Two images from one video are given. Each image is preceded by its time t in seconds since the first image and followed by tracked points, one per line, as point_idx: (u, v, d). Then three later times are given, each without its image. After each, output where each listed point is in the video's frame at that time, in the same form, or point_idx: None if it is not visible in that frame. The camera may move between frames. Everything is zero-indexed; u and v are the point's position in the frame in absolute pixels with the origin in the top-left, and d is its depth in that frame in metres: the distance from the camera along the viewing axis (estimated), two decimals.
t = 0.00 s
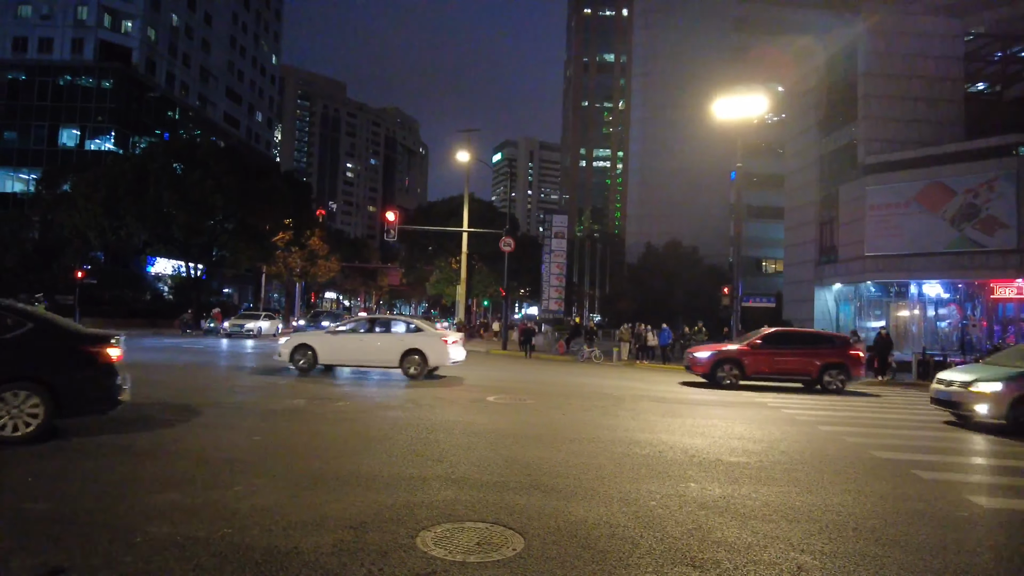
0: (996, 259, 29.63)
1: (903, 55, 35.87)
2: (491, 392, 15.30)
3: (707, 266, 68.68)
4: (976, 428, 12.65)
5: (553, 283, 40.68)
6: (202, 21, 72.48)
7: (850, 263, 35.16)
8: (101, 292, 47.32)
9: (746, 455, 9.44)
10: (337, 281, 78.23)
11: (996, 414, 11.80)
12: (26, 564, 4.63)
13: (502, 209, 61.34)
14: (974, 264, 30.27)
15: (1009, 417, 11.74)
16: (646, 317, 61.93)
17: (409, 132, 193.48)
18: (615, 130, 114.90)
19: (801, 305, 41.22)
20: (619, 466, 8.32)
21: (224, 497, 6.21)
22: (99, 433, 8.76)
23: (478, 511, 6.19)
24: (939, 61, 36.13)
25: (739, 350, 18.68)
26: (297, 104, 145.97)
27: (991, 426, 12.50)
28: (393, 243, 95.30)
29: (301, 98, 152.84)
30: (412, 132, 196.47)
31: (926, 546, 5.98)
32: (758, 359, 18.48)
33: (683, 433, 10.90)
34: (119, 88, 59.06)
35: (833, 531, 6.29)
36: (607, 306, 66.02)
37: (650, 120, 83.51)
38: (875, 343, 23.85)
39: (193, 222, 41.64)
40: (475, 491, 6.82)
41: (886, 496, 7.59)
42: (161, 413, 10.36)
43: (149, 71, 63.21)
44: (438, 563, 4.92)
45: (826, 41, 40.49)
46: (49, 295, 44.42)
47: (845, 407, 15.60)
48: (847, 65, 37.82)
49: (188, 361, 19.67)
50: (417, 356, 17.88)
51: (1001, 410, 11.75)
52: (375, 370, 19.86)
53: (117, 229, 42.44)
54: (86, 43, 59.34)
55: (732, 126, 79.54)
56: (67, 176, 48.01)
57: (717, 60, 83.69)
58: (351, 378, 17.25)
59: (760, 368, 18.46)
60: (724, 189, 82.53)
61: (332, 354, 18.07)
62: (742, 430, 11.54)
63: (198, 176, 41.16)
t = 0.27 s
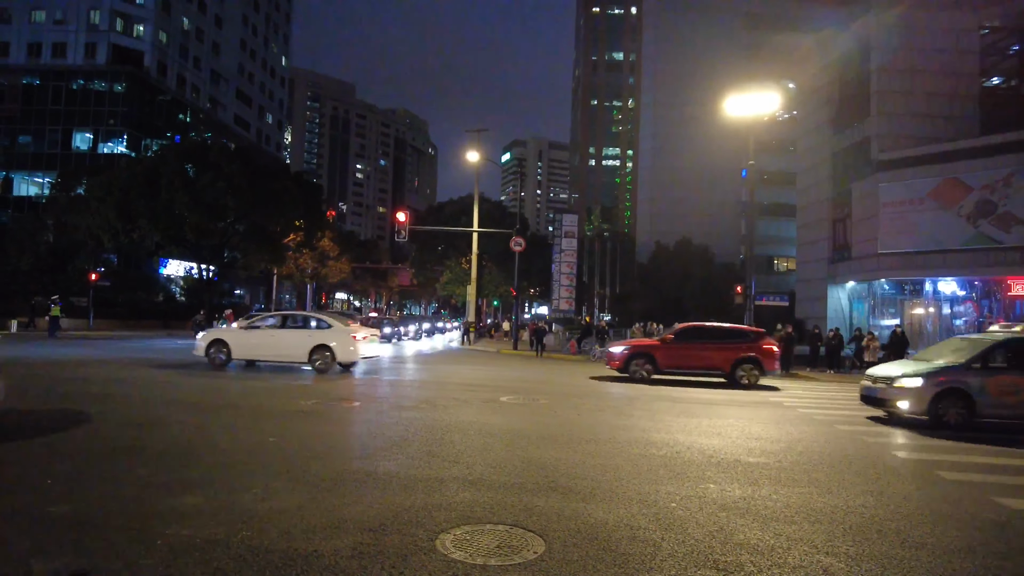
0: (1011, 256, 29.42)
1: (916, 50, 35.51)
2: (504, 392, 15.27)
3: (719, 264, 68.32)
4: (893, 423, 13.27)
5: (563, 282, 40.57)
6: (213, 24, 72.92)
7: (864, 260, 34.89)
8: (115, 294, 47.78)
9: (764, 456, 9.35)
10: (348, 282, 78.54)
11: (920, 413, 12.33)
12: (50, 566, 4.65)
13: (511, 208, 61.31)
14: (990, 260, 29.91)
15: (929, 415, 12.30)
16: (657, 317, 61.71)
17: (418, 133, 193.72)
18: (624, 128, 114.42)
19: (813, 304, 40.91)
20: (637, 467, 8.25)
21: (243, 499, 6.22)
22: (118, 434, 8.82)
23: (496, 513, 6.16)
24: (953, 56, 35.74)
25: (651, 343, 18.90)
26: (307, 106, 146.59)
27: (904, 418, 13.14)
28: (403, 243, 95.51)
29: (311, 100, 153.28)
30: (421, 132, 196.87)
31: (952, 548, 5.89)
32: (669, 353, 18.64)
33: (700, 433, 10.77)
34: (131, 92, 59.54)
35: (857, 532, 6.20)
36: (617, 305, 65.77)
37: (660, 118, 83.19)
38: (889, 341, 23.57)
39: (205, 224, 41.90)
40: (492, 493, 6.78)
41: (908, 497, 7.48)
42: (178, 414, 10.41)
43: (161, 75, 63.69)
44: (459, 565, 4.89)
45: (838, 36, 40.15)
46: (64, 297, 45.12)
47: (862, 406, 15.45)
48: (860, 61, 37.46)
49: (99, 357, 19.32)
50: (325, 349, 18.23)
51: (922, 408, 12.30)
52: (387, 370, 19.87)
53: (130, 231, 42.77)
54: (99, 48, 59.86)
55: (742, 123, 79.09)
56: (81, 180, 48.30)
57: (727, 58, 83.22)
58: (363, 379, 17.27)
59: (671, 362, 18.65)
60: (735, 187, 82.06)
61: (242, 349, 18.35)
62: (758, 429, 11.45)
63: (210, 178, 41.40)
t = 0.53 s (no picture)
0: (1018, 254, 29.11)
1: (921, 48, 35.36)
2: (511, 393, 15.18)
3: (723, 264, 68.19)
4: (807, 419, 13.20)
5: (566, 283, 40.48)
6: (215, 25, 73.00)
7: (868, 259, 34.84)
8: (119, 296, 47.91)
9: (774, 456, 9.28)
10: (351, 282, 78.61)
11: (833, 408, 12.24)
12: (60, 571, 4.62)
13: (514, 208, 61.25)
14: (997, 259, 29.72)
15: (842, 410, 12.22)
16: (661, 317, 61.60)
17: (420, 133, 193.81)
18: (627, 128, 114.32)
19: (818, 303, 40.78)
20: (647, 468, 8.19)
21: (252, 502, 6.18)
22: (125, 437, 8.80)
23: (508, 515, 6.11)
24: (958, 54, 35.57)
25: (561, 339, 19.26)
26: (309, 107, 146.74)
27: (817, 413, 13.07)
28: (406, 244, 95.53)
29: (313, 100, 153.40)
30: (423, 133, 197.00)
31: (970, 551, 5.81)
32: (575, 349, 19.04)
33: (709, 434, 10.69)
34: (134, 93, 59.62)
35: (872, 535, 6.13)
36: (621, 305, 65.68)
37: (662, 118, 83.14)
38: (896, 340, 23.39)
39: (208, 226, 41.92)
40: (503, 495, 6.73)
41: (922, 498, 7.41)
42: (185, 416, 10.38)
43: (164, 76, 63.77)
44: (473, 570, 4.84)
45: (842, 34, 40.01)
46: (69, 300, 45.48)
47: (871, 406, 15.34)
48: (864, 59, 37.33)
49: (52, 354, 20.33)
50: (234, 346, 18.34)
51: (834, 403, 12.21)
52: (391, 371, 19.81)
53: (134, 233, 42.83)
54: (102, 50, 59.97)
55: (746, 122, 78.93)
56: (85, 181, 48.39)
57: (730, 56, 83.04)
58: (368, 380, 17.22)
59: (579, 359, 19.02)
60: (738, 186, 81.92)
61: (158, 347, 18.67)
62: (767, 430, 11.37)
63: (213, 180, 41.42)
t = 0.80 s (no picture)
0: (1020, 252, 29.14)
1: (922, 46, 35.33)
2: (514, 393, 15.11)
3: (724, 263, 68.17)
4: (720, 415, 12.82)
5: (568, 283, 40.44)
6: (215, 26, 72.97)
7: (870, 258, 34.77)
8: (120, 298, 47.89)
9: (780, 456, 9.24)
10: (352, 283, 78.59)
11: (744, 404, 11.84)
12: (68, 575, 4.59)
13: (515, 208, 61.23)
14: (999, 257, 29.66)
15: (752, 406, 11.85)
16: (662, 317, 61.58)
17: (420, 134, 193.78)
18: (627, 128, 114.24)
19: (820, 302, 40.71)
20: (653, 469, 8.16)
21: (259, 505, 6.14)
22: (129, 439, 8.76)
23: (516, 517, 6.07)
24: (959, 52, 35.51)
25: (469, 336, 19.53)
26: (309, 108, 146.73)
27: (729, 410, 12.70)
28: (406, 245, 95.47)
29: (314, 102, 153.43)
30: (423, 133, 197.15)
31: (982, 551, 5.77)
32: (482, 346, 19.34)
33: (714, 435, 10.65)
34: (134, 95, 59.62)
35: (881, 536, 6.09)
36: (622, 305, 65.65)
37: (663, 117, 83.16)
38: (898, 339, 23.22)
39: (209, 227, 41.87)
40: (509, 496, 6.69)
41: (930, 498, 7.36)
42: (188, 419, 10.34)
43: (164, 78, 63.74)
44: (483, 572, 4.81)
45: (842, 33, 39.98)
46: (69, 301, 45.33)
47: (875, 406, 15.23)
48: (865, 58, 37.28)
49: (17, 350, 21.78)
50: (150, 343, 19.08)
51: (745, 400, 11.83)
52: (392, 371, 19.80)
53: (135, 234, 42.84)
54: (102, 51, 59.95)
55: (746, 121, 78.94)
56: (85, 183, 48.39)
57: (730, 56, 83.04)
58: (370, 381, 17.18)
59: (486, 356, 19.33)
60: (738, 185, 81.93)
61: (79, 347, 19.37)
62: (769, 429, 11.36)
63: (214, 181, 41.40)
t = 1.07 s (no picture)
0: (1020, 251, 29.11)
1: (922, 46, 35.30)
2: (515, 394, 15.09)
3: (724, 263, 68.16)
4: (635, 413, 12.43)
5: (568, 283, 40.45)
6: (215, 27, 73.00)
7: (870, 258, 34.75)
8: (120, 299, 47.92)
9: (782, 456, 9.22)
10: (352, 284, 78.62)
11: (651, 402, 11.46)
12: None
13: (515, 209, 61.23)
14: (999, 257, 29.63)
15: (658, 405, 11.48)
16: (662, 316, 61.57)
17: (420, 134, 193.80)
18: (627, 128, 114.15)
19: (820, 302, 40.68)
20: (655, 469, 8.13)
21: (260, 506, 6.12)
22: (129, 440, 8.75)
23: (518, 518, 6.05)
24: (959, 51, 35.49)
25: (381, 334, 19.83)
26: (309, 109, 146.80)
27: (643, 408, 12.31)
28: (406, 245, 95.43)
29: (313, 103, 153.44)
30: (423, 134, 197.28)
31: (985, 551, 5.74)
32: (393, 343, 19.62)
33: (716, 435, 10.63)
34: (134, 96, 59.62)
35: (884, 536, 6.07)
36: (622, 305, 65.64)
37: (663, 117, 83.17)
38: (899, 339, 23.18)
39: (209, 228, 41.85)
40: (510, 497, 6.67)
41: (933, 498, 7.34)
42: (188, 420, 10.32)
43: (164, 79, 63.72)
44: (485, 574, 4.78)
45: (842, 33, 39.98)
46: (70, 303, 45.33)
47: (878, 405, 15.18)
48: (865, 58, 37.25)
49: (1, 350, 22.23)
50: (72, 340, 19.49)
51: (651, 398, 11.47)
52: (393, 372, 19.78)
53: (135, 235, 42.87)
54: (102, 53, 59.94)
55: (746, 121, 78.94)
56: (85, 184, 48.41)
57: (730, 55, 83.04)
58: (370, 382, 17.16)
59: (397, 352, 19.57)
60: (739, 185, 81.94)
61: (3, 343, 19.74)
62: (772, 429, 11.33)
63: (213, 181, 41.38)
